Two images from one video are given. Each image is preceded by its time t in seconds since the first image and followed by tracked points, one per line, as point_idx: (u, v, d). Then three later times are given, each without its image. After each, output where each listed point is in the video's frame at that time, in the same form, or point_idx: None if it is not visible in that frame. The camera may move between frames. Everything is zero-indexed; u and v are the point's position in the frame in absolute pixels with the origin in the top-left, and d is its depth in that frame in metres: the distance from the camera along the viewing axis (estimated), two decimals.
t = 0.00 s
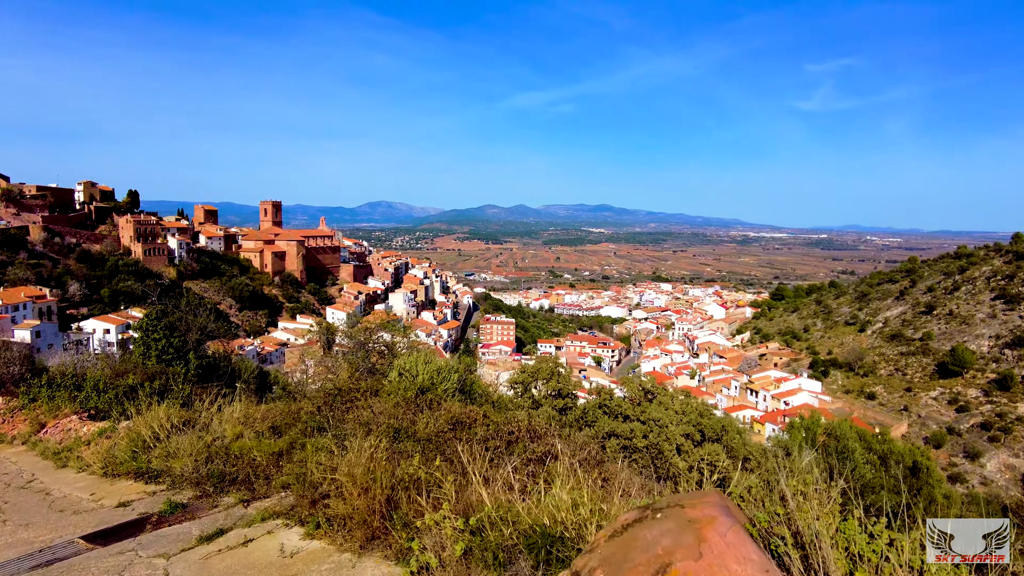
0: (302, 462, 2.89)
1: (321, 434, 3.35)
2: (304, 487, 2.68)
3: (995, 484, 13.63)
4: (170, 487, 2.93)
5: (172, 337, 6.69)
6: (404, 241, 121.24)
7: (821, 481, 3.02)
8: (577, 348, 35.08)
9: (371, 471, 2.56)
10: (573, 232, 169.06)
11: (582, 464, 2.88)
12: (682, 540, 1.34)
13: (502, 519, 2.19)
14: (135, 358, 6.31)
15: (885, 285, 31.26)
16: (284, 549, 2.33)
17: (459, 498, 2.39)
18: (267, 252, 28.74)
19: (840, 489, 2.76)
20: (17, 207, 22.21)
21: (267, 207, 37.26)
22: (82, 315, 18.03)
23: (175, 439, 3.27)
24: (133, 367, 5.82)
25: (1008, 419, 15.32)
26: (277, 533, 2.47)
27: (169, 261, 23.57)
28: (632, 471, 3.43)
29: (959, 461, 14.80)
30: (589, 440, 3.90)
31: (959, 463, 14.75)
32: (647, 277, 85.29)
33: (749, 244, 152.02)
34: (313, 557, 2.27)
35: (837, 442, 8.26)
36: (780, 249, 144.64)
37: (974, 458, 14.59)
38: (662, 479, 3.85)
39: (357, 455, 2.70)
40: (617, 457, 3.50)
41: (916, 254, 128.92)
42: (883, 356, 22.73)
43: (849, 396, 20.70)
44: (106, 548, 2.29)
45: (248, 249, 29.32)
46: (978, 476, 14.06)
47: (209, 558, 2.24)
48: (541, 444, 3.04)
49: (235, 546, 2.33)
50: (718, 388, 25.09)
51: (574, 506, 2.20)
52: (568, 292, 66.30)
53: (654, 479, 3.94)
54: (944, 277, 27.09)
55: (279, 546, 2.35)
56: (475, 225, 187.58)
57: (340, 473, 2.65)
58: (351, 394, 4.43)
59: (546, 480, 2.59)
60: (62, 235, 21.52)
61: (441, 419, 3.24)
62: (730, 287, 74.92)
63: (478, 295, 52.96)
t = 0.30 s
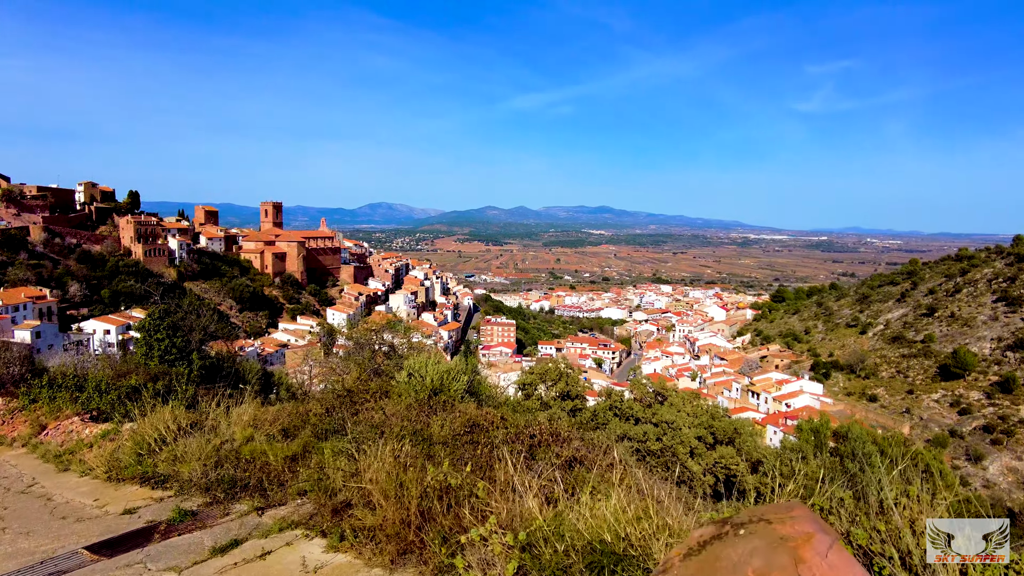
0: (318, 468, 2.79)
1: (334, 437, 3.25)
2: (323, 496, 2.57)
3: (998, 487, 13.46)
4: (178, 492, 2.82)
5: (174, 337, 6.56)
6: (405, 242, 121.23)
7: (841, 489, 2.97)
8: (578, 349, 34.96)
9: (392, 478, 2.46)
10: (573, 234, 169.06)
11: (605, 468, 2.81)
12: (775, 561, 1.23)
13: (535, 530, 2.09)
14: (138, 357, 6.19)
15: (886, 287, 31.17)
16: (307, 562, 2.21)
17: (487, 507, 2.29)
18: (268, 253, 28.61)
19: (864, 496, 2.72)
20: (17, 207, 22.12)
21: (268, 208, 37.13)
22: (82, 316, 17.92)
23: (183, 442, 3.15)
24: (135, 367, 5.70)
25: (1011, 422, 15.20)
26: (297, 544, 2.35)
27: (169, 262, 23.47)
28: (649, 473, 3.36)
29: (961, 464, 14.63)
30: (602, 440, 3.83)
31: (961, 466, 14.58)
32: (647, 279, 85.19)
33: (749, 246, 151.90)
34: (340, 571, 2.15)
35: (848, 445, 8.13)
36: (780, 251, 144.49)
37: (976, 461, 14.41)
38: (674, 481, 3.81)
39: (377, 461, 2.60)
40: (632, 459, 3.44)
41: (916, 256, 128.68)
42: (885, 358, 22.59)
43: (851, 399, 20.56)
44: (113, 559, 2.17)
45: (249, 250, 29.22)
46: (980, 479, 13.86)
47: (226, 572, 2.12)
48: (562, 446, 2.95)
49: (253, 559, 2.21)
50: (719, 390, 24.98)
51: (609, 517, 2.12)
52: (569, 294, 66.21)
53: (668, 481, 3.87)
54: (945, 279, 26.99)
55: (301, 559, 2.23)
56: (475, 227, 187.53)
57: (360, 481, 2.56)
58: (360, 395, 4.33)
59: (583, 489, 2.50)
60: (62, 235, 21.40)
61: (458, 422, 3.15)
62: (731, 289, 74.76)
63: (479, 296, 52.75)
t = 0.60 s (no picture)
0: (334, 476, 2.69)
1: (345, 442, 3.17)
2: (337, 503, 2.46)
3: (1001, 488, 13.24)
4: (181, 499, 2.69)
5: (176, 337, 6.45)
6: (404, 242, 121.01)
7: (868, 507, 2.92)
8: (579, 349, 34.73)
9: (413, 489, 2.36)
10: (573, 234, 168.85)
11: (629, 477, 2.74)
12: None
13: (568, 547, 2.01)
14: (139, 358, 6.07)
15: (888, 288, 30.98)
16: None
17: (513, 520, 2.19)
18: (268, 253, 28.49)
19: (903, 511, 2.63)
20: (18, 207, 22.02)
21: (268, 208, 37.00)
22: (83, 316, 17.82)
23: (187, 445, 3.03)
24: (136, 367, 5.57)
25: (1014, 423, 15.07)
26: (312, 560, 2.21)
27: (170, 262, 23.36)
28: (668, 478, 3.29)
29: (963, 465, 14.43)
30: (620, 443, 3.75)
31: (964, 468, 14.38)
32: (647, 279, 84.89)
33: (750, 247, 151.63)
34: None
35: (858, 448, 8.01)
36: (781, 251, 144.14)
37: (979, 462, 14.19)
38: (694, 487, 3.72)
39: (400, 471, 2.51)
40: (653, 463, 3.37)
41: (917, 256, 128.29)
42: (887, 358, 22.43)
43: (852, 399, 20.40)
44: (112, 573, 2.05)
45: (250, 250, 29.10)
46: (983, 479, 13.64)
47: None
48: (583, 450, 2.87)
49: None
50: (721, 391, 24.81)
51: (646, 537, 2.04)
52: (570, 294, 66.06)
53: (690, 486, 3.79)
54: (947, 279, 26.86)
55: None
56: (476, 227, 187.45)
57: (380, 489, 2.46)
58: (367, 396, 4.23)
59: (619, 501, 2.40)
60: (63, 235, 21.29)
61: (474, 429, 3.06)
62: (732, 289, 74.55)
63: (480, 297, 52.57)
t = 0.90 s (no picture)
0: (351, 484, 2.57)
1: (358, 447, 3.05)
2: (356, 515, 2.34)
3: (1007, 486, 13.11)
4: (186, 509, 2.56)
5: (179, 337, 6.32)
6: (405, 241, 120.80)
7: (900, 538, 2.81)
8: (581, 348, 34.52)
9: (441, 503, 2.23)
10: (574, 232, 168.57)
11: (659, 484, 2.64)
12: None
13: (608, 565, 1.89)
14: (140, 359, 5.94)
15: (891, 286, 30.79)
16: None
17: (547, 534, 2.08)
18: (270, 252, 28.36)
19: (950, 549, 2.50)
20: (19, 207, 21.94)
21: (270, 207, 36.88)
22: (85, 316, 17.71)
23: (192, 451, 2.91)
24: (138, 368, 5.45)
25: (1019, 420, 14.92)
26: None
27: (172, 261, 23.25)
28: (689, 478, 3.22)
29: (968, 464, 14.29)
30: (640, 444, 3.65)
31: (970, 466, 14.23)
32: (649, 278, 84.44)
33: (751, 245, 151.10)
34: None
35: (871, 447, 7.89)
36: (782, 249, 143.64)
37: (984, 460, 14.05)
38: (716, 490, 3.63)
39: (422, 481, 2.40)
40: (676, 467, 3.27)
41: (920, 254, 127.68)
42: (890, 356, 22.24)
43: (856, 397, 20.23)
44: None
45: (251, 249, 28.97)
46: (988, 477, 13.49)
47: None
48: (610, 455, 2.76)
49: None
50: (724, 389, 24.63)
51: (697, 553, 1.93)
52: (571, 293, 65.88)
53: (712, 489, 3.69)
54: (950, 277, 26.68)
55: None
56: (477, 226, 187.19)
57: (401, 500, 2.34)
58: (376, 398, 4.11)
59: (661, 515, 2.29)
60: (65, 235, 21.18)
61: (493, 435, 2.95)
62: (734, 287, 74.28)
63: (481, 295, 52.42)
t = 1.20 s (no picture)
0: (378, 487, 2.48)
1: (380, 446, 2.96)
2: (387, 520, 2.25)
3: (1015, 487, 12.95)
4: (201, 513, 2.46)
5: (185, 335, 6.23)
6: (407, 239, 120.88)
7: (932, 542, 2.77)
8: (584, 346, 34.36)
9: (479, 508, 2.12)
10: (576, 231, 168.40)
11: (696, 487, 2.56)
12: None
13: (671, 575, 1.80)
14: (146, 356, 5.83)
15: (895, 284, 30.58)
16: None
17: (597, 543, 1.99)
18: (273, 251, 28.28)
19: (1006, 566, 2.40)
20: (23, 205, 21.91)
21: (273, 206, 36.80)
22: (89, 314, 17.64)
23: (208, 451, 2.82)
24: (144, 367, 5.35)
25: None
26: None
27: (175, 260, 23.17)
28: (714, 477, 3.16)
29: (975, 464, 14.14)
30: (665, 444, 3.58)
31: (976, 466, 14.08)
32: (651, 276, 84.23)
33: (754, 243, 150.62)
34: None
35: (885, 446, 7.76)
36: (785, 248, 143.14)
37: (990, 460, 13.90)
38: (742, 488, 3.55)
39: (456, 486, 2.31)
40: (705, 468, 3.19)
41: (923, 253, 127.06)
42: (894, 355, 22.06)
43: (859, 396, 20.05)
44: None
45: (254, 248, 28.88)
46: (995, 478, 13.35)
47: None
48: (644, 457, 2.67)
49: None
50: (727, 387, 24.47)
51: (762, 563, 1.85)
52: (574, 291, 65.74)
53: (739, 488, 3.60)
54: (955, 275, 26.46)
55: None
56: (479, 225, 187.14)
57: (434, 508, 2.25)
58: (390, 397, 4.02)
59: (708, 520, 2.22)
60: (69, 233, 21.15)
61: (519, 437, 2.86)
62: (736, 286, 73.99)
63: (484, 294, 52.28)
